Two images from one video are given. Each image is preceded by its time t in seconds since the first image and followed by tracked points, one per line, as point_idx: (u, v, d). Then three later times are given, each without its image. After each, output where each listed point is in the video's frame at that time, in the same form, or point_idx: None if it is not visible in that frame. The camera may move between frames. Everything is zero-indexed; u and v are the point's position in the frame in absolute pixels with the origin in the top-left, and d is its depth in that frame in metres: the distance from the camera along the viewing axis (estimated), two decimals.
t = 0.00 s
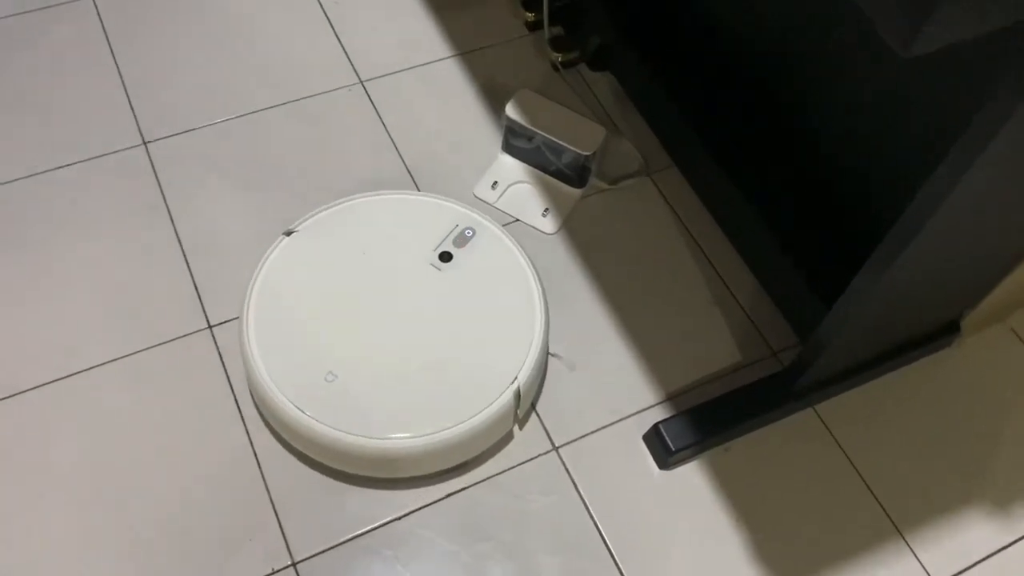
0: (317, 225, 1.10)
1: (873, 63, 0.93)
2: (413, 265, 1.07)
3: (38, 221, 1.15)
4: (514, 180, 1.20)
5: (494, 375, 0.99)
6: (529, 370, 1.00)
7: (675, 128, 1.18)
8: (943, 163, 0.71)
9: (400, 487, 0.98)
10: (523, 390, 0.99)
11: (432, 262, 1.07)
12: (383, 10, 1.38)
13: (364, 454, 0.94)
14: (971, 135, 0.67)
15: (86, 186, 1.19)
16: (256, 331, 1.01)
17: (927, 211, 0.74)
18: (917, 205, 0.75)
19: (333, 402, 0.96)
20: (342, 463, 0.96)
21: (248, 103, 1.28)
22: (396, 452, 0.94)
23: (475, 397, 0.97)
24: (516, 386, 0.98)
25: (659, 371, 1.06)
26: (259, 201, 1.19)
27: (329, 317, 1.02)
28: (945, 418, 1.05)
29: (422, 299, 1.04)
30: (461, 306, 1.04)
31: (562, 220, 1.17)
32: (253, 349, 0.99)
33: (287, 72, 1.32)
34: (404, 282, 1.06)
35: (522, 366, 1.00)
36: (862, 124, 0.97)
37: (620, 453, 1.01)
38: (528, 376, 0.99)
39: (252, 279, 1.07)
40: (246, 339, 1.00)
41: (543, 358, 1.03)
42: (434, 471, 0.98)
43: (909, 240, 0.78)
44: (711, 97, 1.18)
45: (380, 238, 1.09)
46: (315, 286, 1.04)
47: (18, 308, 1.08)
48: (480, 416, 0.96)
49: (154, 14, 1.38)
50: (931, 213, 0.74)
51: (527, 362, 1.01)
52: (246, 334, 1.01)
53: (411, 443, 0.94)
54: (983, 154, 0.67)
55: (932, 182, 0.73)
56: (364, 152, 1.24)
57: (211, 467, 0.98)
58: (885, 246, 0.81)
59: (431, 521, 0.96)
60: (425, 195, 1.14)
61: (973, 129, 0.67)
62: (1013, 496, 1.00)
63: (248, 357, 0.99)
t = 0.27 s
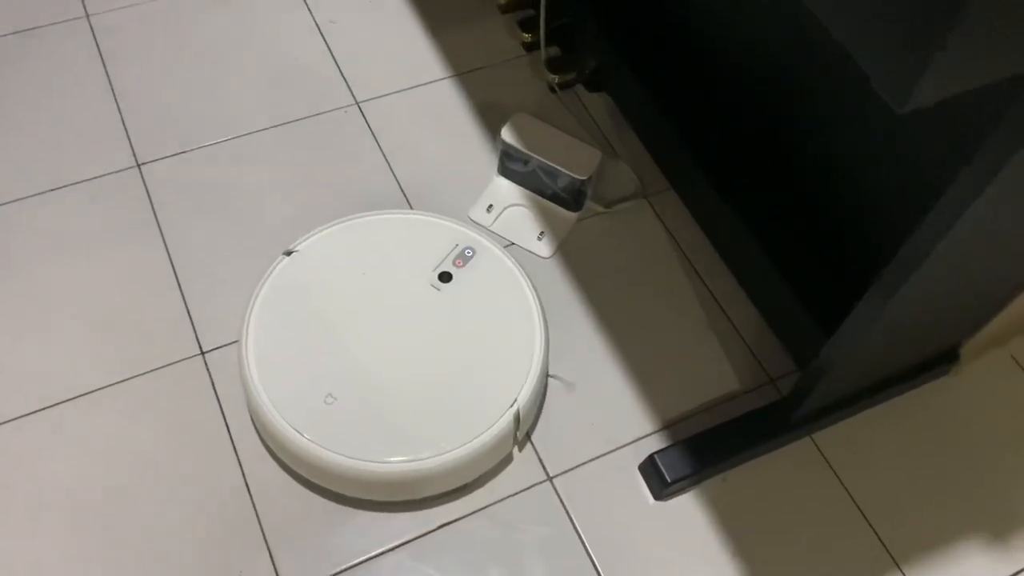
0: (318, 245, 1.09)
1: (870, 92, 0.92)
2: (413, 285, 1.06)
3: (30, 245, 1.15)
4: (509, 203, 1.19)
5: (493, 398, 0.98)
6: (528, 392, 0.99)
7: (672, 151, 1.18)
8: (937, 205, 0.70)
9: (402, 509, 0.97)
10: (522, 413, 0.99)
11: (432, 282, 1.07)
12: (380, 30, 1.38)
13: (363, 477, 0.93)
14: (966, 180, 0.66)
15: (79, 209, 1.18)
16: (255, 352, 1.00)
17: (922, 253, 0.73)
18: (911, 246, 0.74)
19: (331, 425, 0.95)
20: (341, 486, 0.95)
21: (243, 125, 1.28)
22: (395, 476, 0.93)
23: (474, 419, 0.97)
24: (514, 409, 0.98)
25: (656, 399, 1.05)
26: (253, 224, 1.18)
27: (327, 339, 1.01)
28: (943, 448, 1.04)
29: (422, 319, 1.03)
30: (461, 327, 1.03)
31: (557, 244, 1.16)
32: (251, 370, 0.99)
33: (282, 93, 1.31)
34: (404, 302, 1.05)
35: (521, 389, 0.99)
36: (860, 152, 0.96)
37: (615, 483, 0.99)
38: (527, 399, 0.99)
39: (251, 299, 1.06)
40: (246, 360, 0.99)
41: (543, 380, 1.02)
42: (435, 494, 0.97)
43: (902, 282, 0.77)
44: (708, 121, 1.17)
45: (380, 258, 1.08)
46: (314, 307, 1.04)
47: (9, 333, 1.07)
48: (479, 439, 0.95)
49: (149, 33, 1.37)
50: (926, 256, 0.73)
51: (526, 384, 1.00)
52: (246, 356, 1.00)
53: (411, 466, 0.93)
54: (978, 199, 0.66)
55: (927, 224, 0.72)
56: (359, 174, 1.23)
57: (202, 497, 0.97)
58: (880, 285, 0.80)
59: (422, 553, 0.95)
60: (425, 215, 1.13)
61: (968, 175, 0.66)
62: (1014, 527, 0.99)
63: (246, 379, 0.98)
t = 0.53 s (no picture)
0: (325, 257, 1.08)
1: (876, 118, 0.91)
2: (420, 299, 1.05)
3: (30, 263, 1.14)
4: (511, 222, 1.18)
5: (498, 416, 0.97)
6: (534, 410, 0.98)
7: (676, 172, 1.17)
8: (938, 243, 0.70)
9: (407, 526, 0.97)
10: (528, 430, 0.98)
11: (438, 296, 1.06)
12: (383, 46, 1.38)
13: (368, 494, 0.93)
14: (968, 218, 0.65)
15: (79, 226, 1.18)
16: (262, 365, 0.99)
17: (923, 290, 0.72)
18: (911, 283, 0.73)
19: (337, 441, 0.94)
20: (346, 502, 0.95)
21: (245, 141, 1.27)
22: (400, 493, 0.93)
23: (480, 437, 0.96)
24: (520, 427, 0.97)
25: (658, 422, 1.04)
26: (254, 242, 1.17)
27: (333, 354, 1.00)
28: (948, 474, 1.03)
29: (428, 335, 1.03)
30: (468, 342, 1.02)
31: (559, 264, 1.15)
32: (256, 385, 0.98)
33: (285, 109, 1.31)
34: (410, 317, 1.04)
35: (527, 406, 0.98)
36: (866, 177, 0.95)
37: (616, 509, 0.98)
38: (533, 417, 0.98)
39: (257, 313, 1.05)
40: (252, 374, 0.99)
41: (549, 396, 1.01)
42: (440, 511, 0.96)
43: (902, 319, 0.76)
44: (712, 141, 1.16)
45: (386, 272, 1.07)
46: (319, 321, 1.03)
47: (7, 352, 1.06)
48: (485, 457, 0.95)
49: (152, 49, 1.37)
50: (926, 294, 0.72)
51: (532, 401, 0.99)
52: (252, 371, 0.99)
53: (416, 484, 0.92)
54: (981, 237, 0.65)
55: (926, 263, 0.71)
56: (360, 193, 1.22)
57: (199, 520, 0.96)
58: (880, 319, 0.79)
59: None
60: (432, 228, 1.12)
61: (970, 215, 0.65)
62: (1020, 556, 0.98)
63: (252, 394, 0.97)
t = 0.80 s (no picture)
0: (326, 261, 1.07)
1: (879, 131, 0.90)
2: (420, 305, 1.04)
3: (24, 270, 1.13)
4: (509, 232, 1.17)
5: (499, 422, 0.96)
6: (534, 417, 0.97)
7: (676, 183, 1.15)
8: (939, 261, 0.68)
9: (406, 533, 0.96)
10: (529, 437, 0.97)
11: (438, 302, 1.04)
12: (383, 54, 1.36)
13: (367, 501, 0.91)
14: (970, 235, 0.64)
15: (74, 233, 1.16)
16: (260, 371, 0.98)
17: (923, 307, 0.70)
18: (911, 301, 0.72)
19: (335, 447, 0.93)
20: (344, 510, 0.93)
21: (242, 149, 1.26)
22: (400, 501, 0.91)
23: (479, 444, 0.94)
24: (520, 433, 0.96)
25: (656, 437, 1.02)
26: (249, 251, 1.16)
27: (331, 360, 0.99)
28: (950, 493, 1.01)
29: (428, 340, 1.01)
30: (469, 347, 1.01)
31: (557, 275, 1.14)
32: (254, 391, 0.97)
33: (283, 117, 1.29)
34: (410, 323, 1.03)
35: (527, 413, 0.97)
36: (869, 190, 0.93)
37: (612, 525, 0.97)
38: (534, 423, 0.97)
39: (256, 318, 1.04)
40: (250, 379, 0.97)
41: (550, 403, 1.00)
42: (438, 519, 0.95)
43: (904, 336, 0.74)
44: (713, 153, 1.15)
45: (386, 277, 1.06)
46: (319, 326, 1.01)
47: None
48: (484, 464, 0.93)
49: (150, 55, 1.36)
50: (927, 311, 0.70)
51: (533, 408, 0.98)
52: (250, 377, 0.97)
53: (415, 491, 0.91)
54: (983, 255, 0.64)
55: (927, 280, 0.69)
56: (358, 201, 1.21)
57: (188, 533, 0.95)
58: (880, 337, 0.77)
59: None
60: (433, 233, 1.11)
61: (971, 232, 0.64)
62: None
63: (250, 400, 0.96)
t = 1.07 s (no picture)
0: (327, 258, 1.06)
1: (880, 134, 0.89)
2: (421, 301, 1.03)
3: (21, 269, 1.12)
4: (507, 235, 1.16)
5: (501, 418, 0.95)
6: (537, 412, 0.96)
7: (677, 186, 1.14)
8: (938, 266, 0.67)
9: (407, 529, 0.95)
10: (531, 433, 0.96)
11: (440, 298, 1.04)
12: (383, 55, 1.36)
13: (368, 497, 0.91)
14: (970, 239, 0.63)
15: (71, 233, 1.16)
16: (261, 368, 0.97)
17: (922, 313, 0.69)
18: (910, 308, 0.71)
19: (336, 444, 0.92)
20: (345, 506, 0.93)
21: (241, 149, 1.25)
22: (401, 496, 0.91)
23: (479, 440, 0.94)
24: (523, 429, 0.95)
25: (654, 442, 1.01)
26: (247, 251, 1.15)
27: (333, 356, 0.98)
28: (951, 502, 1.00)
29: (430, 336, 1.01)
30: (471, 343, 1.00)
31: (556, 278, 1.13)
32: (255, 387, 0.96)
33: (282, 117, 1.29)
34: (412, 318, 1.02)
35: (529, 408, 0.96)
36: (870, 193, 0.92)
37: (607, 531, 0.96)
38: (536, 419, 0.96)
39: (257, 314, 1.03)
40: (252, 376, 0.97)
41: (552, 399, 0.99)
42: (439, 515, 0.94)
43: (904, 341, 0.73)
44: (714, 155, 1.14)
45: (387, 273, 1.05)
46: (320, 322, 1.01)
47: None
48: (485, 460, 0.93)
49: (150, 55, 1.35)
50: (926, 317, 0.69)
51: (535, 403, 0.97)
52: (251, 375, 0.97)
53: (415, 487, 0.91)
54: (982, 260, 0.63)
55: (926, 285, 0.68)
56: (356, 202, 1.20)
57: (180, 535, 0.94)
58: (879, 343, 0.76)
59: None
60: (434, 229, 1.10)
61: (971, 238, 0.63)
62: None
63: (251, 397, 0.95)
